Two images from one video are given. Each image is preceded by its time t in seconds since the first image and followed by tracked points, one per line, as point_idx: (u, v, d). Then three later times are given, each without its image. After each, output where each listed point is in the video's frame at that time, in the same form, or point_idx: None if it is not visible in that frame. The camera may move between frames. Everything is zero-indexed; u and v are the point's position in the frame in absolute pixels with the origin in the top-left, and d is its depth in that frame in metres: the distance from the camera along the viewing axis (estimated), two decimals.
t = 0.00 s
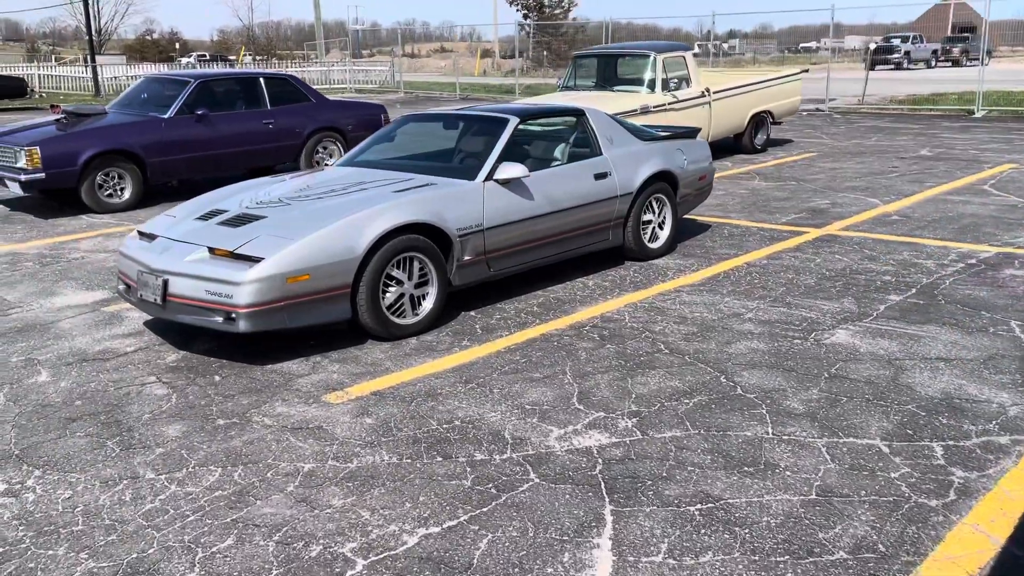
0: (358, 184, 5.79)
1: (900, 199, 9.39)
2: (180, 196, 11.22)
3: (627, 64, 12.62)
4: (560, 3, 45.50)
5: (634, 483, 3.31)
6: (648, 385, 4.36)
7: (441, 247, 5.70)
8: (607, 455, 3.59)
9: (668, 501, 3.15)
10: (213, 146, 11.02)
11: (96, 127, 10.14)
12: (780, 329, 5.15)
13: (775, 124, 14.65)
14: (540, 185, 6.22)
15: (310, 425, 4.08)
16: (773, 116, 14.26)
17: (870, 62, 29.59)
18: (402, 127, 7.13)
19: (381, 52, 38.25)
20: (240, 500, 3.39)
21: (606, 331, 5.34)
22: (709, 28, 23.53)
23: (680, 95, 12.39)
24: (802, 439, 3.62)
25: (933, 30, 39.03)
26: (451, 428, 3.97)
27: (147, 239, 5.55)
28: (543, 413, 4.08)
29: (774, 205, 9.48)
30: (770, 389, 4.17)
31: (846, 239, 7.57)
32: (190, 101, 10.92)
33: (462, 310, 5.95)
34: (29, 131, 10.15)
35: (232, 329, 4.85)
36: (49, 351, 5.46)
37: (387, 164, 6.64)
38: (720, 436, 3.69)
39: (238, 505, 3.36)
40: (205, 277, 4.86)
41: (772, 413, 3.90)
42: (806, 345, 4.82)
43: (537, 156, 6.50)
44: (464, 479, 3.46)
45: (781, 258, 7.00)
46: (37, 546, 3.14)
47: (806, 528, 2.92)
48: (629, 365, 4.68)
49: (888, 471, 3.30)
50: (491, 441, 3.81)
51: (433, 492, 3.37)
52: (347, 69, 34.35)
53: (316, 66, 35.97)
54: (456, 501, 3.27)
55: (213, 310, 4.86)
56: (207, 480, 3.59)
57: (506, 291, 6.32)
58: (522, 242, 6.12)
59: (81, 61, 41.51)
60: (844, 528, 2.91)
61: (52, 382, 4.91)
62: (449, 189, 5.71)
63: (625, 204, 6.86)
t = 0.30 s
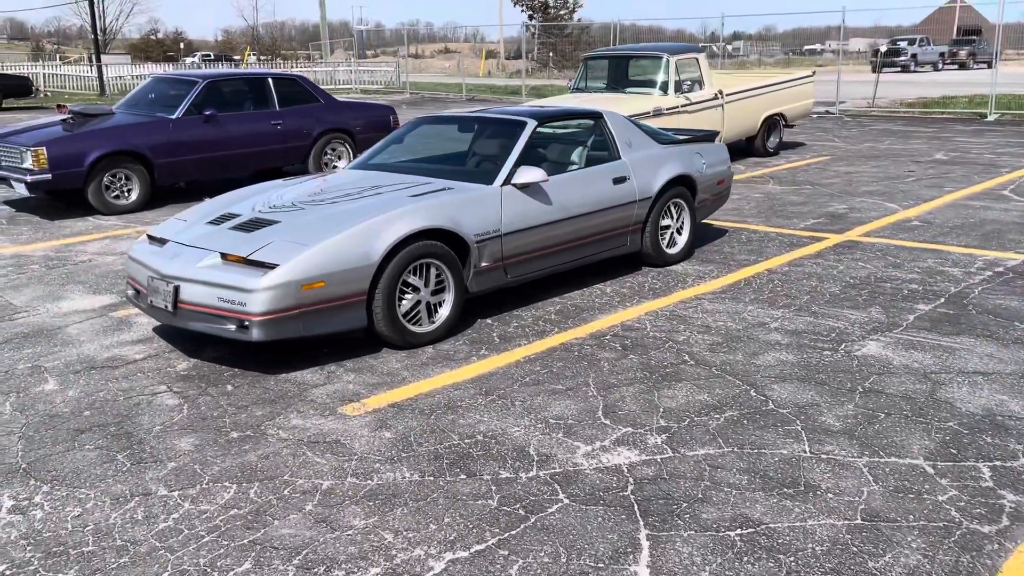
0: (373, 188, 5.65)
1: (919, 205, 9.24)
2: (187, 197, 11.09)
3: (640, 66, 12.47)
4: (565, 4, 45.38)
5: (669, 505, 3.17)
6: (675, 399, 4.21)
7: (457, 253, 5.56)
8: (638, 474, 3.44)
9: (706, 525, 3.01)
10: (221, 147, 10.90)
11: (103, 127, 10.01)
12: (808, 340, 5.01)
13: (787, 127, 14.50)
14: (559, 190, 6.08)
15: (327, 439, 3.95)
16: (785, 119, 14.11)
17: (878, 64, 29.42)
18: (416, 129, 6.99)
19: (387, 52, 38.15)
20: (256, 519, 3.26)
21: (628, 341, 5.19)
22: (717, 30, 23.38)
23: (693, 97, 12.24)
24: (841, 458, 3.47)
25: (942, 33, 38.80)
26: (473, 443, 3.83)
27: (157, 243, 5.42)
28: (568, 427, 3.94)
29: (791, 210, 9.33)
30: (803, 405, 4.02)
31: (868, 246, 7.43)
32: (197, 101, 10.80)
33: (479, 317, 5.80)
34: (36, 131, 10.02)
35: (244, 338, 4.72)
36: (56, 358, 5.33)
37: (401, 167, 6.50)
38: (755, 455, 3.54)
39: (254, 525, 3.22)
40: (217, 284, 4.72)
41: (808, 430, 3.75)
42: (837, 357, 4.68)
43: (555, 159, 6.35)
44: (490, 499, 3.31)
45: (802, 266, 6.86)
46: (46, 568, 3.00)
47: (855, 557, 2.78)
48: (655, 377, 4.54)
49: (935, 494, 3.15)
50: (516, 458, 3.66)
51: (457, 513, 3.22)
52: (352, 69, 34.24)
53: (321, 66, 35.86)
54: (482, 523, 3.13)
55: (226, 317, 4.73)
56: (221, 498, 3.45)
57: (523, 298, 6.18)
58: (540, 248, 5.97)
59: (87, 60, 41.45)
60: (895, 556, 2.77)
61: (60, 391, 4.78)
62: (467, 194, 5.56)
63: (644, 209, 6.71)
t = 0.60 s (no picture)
0: (394, 189, 5.51)
1: (940, 208, 9.10)
2: (195, 198, 10.96)
3: (653, 67, 12.34)
4: (569, 6, 45.29)
5: (718, 524, 3.03)
6: (712, 409, 4.07)
7: (480, 256, 5.42)
8: (682, 489, 3.30)
9: (760, 545, 2.89)
10: (230, 147, 10.77)
11: (111, 126, 9.87)
12: (844, 348, 4.87)
13: (800, 129, 14.37)
14: (582, 192, 5.94)
15: (354, 450, 3.81)
16: (798, 121, 13.99)
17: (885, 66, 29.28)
18: (434, 130, 6.85)
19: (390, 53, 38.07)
20: (286, 536, 3.13)
21: (657, 347, 5.05)
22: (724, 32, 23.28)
23: (706, 99, 12.11)
24: (893, 473, 3.36)
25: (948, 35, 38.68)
26: (506, 455, 3.69)
27: (173, 246, 5.29)
28: (603, 439, 3.80)
29: (810, 213, 9.20)
30: (846, 416, 3.90)
31: (892, 250, 7.29)
32: (206, 101, 10.66)
33: (501, 322, 5.67)
34: (43, 130, 9.88)
35: (265, 343, 4.60)
36: (69, 362, 5.20)
37: (420, 168, 6.37)
38: (802, 469, 3.41)
39: (284, 542, 3.09)
40: (237, 287, 4.59)
41: (855, 443, 3.63)
42: (875, 366, 4.54)
43: (578, 160, 6.21)
44: (529, 515, 3.18)
45: (827, 271, 6.72)
46: None
47: None
48: (688, 385, 4.40)
49: (996, 513, 3.06)
50: (553, 471, 3.52)
51: (497, 530, 3.09)
52: (356, 69, 34.13)
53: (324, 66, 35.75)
54: (523, 542, 2.99)
55: (246, 322, 4.60)
56: (247, 513, 3.32)
57: (544, 302, 6.05)
58: (563, 251, 5.84)
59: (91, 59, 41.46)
60: None
61: (74, 397, 4.65)
62: (491, 196, 5.43)
63: (667, 212, 6.58)
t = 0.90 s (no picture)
0: (412, 195, 5.36)
1: (957, 214, 8.98)
2: (200, 201, 10.80)
3: (663, 68, 12.21)
4: (568, 6, 45.16)
5: (770, 553, 2.89)
6: (749, 426, 3.92)
7: (501, 264, 5.28)
8: (727, 514, 3.16)
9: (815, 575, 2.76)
10: (235, 149, 10.61)
11: (115, 128, 9.70)
12: (877, 360, 4.73)
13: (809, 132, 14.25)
14: (604, 198, 5.80)
15: (379, 469, 3.66)
16: (807, 124, 13.87)
17: (888, 68, 29.18)
18: (448, 133, 6.70)
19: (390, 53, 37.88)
20: (314, 564, 2.98)
21: (684, 359, 4.91)
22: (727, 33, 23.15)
23: (717, 101, 11.98)
24: (947, 497, 3.22)
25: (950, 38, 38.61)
26: (539, 475, 3.55)
27: (184, 253, 5.13)
28: (638, 458, 3.65)
29: (826, 219, 9.07)
30: (890, 434, 3.76)
31: (914, 258, 7.16)
32: (211, 102, 10.50)
33: (520, 332, 5.53)
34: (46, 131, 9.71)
35: (282, 356, 4.45)
36: (77, 373, 5.05)
37: (436, 172, 6.22)
38: (850, 492, 3.27)
39: (313, 570, 2.95)
40: (253, 297, 4.44)
41: (902, 464, 3.49)
42: (912, 380, 4.40)
43: (598, 165, 6.06)
44: (569, 542, 3.03)
45: (851, 279, 6.58)
46: None
47: None
48: (722, 400, 4.26)
49: None
50: (589, 493, 3.37)
51: (536, 558, 2.94)
52: (355, 70, 33.94)
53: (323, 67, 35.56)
54: (565, 571, 2.85)
55: (263, 333, 4.45)
56: (272, 538, 3.17)
57: (564, 311, 5.90)
58: (584, 259, 5.70)
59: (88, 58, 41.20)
60: None
61: (84, 411, 4.49)
62: (512, 203, 5.29)
63: (687, 218, 6.43)
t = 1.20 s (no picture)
0: (421, 196, 5.20)
1: (968, 216, 8.86)
2: (196, 201, 10.61)
3: (666, 67, 12.08)
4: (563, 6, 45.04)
5: None
6: (778, 437, 3.77)
7: (513, 268, 5.12)
8: (764, 532, 3.00)
9: None
10: (232, 148, 10.42)
11: (109, 127, 9.49)
12: (903, 367, 4.59)
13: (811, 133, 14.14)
14: (617, 199, 5.65)
15: (394, 484, 3.50)
16: (809, 124, 13.77)
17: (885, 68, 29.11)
18: (454, 132, 6.53)
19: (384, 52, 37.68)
20: None
21: (704, 366, 4.75)
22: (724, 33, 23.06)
23: (721, 101, 11.85)
24: (994, 514, 3.07)
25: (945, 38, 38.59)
26: (563, 490, 3.38)
27: (185, 256, 4.95)
28: (666, 472, 3.49)
29: (835, 220, 8.94)
30: (926, 446, 3.61)
31: (929, 260, 7.03)
32: (208, 100, 10.30)
33: (532, 337, 5.37)
34: (39, 130, 9.49)
35: (289, 363, 4.28)
36: (74, 381, 4.86)
37: (444, 172, 6.05)
38: (892, 509, 3.11)
39: None
40: (259, 302, 4.27)
41: (943, 478, 3.34)
42: (942, 389, 4.25)
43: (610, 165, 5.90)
44: (600, 564, 2.87)
45: (867, 282, 6.44)
46: None
47: None
48: (747, 409, 4.10)
49: None
50: (618, 510, 3.21)
51: None
52: (349, 69, 33.73)
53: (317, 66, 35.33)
54: None
55: (269, 340, 4.28)
56: (284, 559, 3.00)
57: (575, 315, 5.75)
58: (597, 261, 5.54)
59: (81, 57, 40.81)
60: None
61: (82, 421, 4.31)
62: (524, 204, 5.13)
63: (700, 219, 6.29)
